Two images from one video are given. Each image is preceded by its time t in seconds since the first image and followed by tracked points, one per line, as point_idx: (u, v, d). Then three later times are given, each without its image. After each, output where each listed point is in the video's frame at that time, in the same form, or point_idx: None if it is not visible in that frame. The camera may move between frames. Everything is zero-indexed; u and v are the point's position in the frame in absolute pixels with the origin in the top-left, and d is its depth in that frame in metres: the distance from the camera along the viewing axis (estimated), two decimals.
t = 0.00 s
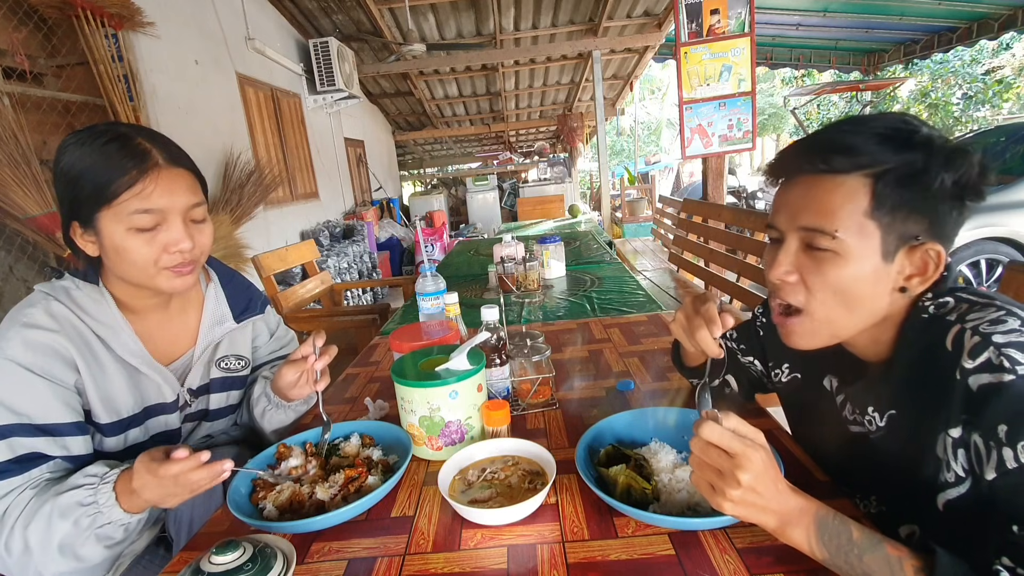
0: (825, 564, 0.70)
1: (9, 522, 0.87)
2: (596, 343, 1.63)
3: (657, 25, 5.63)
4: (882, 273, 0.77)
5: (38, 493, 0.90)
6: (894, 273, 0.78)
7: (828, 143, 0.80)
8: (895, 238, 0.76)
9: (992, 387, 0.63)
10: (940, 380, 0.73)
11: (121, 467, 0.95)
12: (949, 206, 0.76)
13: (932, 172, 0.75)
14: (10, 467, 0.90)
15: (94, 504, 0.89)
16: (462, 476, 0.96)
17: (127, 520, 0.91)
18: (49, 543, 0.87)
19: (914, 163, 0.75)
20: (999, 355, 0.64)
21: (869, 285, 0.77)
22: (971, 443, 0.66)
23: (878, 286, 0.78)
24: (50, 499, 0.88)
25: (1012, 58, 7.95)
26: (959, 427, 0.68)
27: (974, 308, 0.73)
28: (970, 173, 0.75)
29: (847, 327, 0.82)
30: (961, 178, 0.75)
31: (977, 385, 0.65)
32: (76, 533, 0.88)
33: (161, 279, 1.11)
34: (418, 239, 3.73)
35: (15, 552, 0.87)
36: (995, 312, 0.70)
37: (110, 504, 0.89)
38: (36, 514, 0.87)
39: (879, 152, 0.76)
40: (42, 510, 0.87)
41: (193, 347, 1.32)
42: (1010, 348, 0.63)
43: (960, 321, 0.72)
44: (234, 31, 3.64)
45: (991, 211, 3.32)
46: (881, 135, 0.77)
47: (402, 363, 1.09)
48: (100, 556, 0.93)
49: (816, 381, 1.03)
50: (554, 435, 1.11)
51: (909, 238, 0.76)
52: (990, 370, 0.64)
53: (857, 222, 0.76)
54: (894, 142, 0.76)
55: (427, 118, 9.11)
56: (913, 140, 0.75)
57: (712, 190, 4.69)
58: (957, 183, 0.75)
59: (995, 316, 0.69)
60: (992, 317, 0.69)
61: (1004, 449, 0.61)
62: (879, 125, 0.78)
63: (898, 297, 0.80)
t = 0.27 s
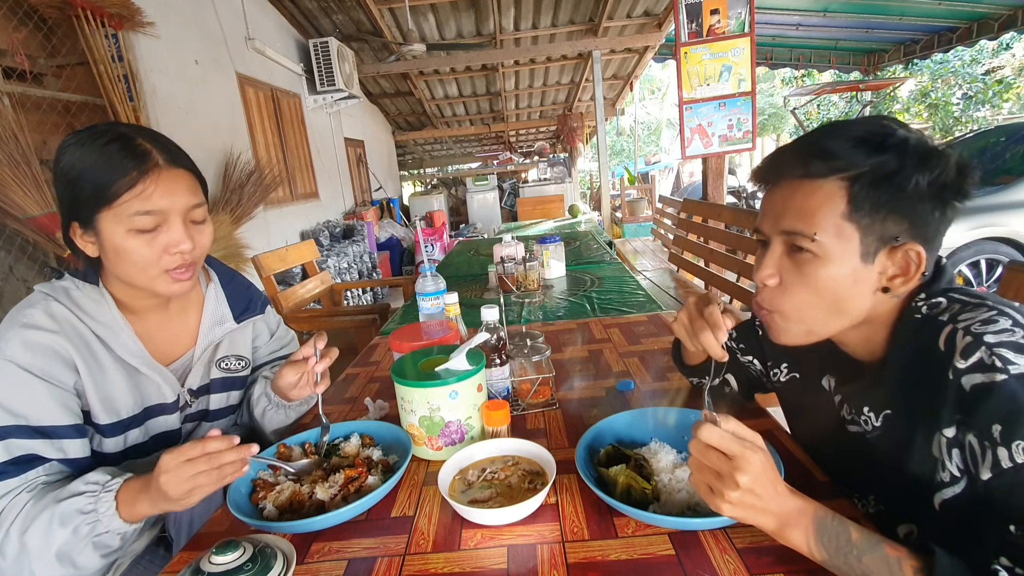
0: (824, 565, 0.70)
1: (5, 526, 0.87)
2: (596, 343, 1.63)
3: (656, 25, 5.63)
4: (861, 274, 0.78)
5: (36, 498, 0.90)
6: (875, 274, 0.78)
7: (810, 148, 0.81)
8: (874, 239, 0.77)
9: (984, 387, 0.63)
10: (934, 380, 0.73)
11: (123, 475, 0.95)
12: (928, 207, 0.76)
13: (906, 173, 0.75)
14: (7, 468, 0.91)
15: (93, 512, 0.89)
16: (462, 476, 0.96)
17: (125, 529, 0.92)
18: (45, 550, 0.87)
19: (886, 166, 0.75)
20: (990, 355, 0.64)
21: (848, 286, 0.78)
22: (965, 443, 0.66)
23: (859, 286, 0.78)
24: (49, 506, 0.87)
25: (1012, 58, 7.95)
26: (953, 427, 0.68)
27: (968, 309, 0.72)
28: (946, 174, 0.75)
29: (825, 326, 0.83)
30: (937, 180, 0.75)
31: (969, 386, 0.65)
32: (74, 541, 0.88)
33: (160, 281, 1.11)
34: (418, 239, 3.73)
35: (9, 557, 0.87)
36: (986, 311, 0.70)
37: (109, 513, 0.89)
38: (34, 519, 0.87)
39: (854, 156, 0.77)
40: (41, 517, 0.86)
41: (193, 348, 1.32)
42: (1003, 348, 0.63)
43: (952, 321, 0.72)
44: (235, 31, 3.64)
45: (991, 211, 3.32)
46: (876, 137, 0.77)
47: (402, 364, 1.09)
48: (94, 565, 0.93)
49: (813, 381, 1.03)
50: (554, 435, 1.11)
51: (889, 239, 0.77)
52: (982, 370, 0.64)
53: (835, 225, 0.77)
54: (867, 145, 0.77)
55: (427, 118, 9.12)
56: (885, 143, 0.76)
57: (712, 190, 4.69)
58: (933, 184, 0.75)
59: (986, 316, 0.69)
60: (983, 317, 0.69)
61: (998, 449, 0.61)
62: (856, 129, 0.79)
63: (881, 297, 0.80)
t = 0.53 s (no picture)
0: (824, 566, 0.70)
1: None
2: (596, 343, 1.63)
3: (656, 25, 5.63)
4: (854, 279, 0.78)
5: (31, 498, 0.90)
6: (871, 278, 0.78)
7: (799, 156, 0.81)
8: (868, 243, 0.76)
9: (982, 387, 0.63)
10: (933, 381, 0.73)
11: (117, 475, 0.95)
12: (919, 209, 0.75)
13: (895, 178, 0.75)
14: (3, 470, 0.91)
15: (89, 511, 0.89)
16: (462, 476, 0.96)
17: (119, 529, 0.92)
18: (41, 549, 0.87)
19: (874, 172, 0.75)
20: (988, 355, 0.64)
21: (842, 291, 0.78)
22: (963, 443, 0.66)
23: (854, 291, 0.78)
24: (44, 506, 0.88)
25: (1012, 58, 7.95)
26: (952, 427, 0.68)
27: (966, 309, 0.72)
28: (937, 175, 0.75)
29: (822, 329, 0.83)
30: (927, 183, 0.75)
31: (968, 385, 0.65)
32: (68, 541, 0.88)
33: (159, 280, 1.11)
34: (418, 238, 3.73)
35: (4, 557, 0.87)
36: (985, 311, 0.70)
37: (105, 512, 0.90)
38: (29, 519, 0.87)
39: (841, 163, 0.77)
40: (36, 517, 0.87)
41: (192, 347, 1.32)
42: (1001, 348, 0.64)
43: (951, 321, 0.71)
44: (235, 31, 3.64)
45: (991, 211, 3.32)
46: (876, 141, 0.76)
47: (402, 363, 1.09)
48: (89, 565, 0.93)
49: (813, 381, 1.03)
50: (554, 435, 1.11)
51: (882, 243, 0.76)
52: (980, 371, 0.64)
53: (826, 230, 0.77)
54: (854, 151, 0.77)
55: (427, 118, 9.12)
56: (873, 149, 0.76)
57: (712, 190, 4.69)
58: (923, 187, 0.75)
59: (985, 316, 0.69)
60: (982, 316, 0.69)
61: (997, 448, 0.61)
62: (842, 135, 0.79)
63: (878, 300, 0.80)
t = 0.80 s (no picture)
0: (823, 567, 0.70)
1: (8, 523, 0.88)
2: (596, 343, 1.63)
3: (656, 25, 5.63)
4: (876, 289, 0.77)
5: (38, 494, 0.91)
6: (893, 286, 0.77)
7: (809, 168, 0.79)
8: (890, 251, 0.75)
9: (1007, 384, 0.63)
10: (954, 378, 0.72)
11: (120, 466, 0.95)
12: (939, 214, 0.75)
13: (914, 186, 0.73)
14: (8, 468, 0.91)
15: (96, 504, 0.89)
16: (462, 476, 0.96)
17: (130, 518, 0.92)
18: (52, 541, 0.88)
19: (893, 181, 0.74)
20: (1017, 352, 0.63)
21: (862, 302, 0.77)
22: (985, 440, 0.65)
23: (875, 300, 0.77)
24: (51, 500, 0.88)
25: (1012, 58, 7.95)
26: (974, 424, 0.67)
27: (995, 306, 0.70)
28: (956, 179, 0.74)
29: (844, 338, 0.83)
30: (947, 187, 0.74)
31: (994, 382, 0.64)
32: (80, 533, 0.89)
33: (158, 277, 1.11)
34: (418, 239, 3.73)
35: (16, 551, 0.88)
36: (1015, 310, 0.68)
37: (113, 503, 0.90)
38: (37, 515, 0.87)
39: (857, 174, 0.75)
40: (43, 511, 0.87)
41: (191, 347, 1.32)
42: None
43: (980, 320, 0.70)
44: (235, 31, 3.64)
45: (991, 210, 3.32)
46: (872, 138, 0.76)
47: (402, 363, 1.09)
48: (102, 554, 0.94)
49: (823, 381, 1.03)
50: (554, 434, 1.11)
51: (904, 250, 0.75)
52: (1007, 367, 0.63)
53: (845, 241, 0.76)
54: (867, 160, 0.75)
55: (427, 118, 9.12)
56: (887, 158, 0.75)
57: (712, 190, 4.69)
58: (943, 193, 0.74)
59: (1016, 314, 0.67)
60: (1013, 314, 0.67)
61: (1016, 446, 0.60)
62: (853, 141, 0.78)
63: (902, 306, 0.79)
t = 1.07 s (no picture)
0: (823, 569, 0.70)
1: (12, 525, 0.88)
2: (596, 343, 1.63)
3: (656, 25, 5.63)
4: (944, 294, 0.73)
5: (39, 496, 0.91)
6: (956, 290, 0.74)
7: (866, 175, 0.73)
8: (959, 255, 0.72)
9: None
10: (980, 377, 0.71)
11: (118, 470, 0.94)
12: (998, 216, 0.73)
13: (984, 189, 0.70)
14: (11, 470, 0.91)
15: (96, 508, 0.89)
16: (462, 476, 0.96)
17: (131, 520, 0.92)
18: (55, 545, 0.88)
19: (971, 183, 0.70)
20: None
21: (932, 309, 0.74)
22: (1004, 438, 0.65)
23: (943, 305, 0.74)
24: (50, 506, 0.88)
25: (1012, 58, 7.95)
26: (995, 422, 0.67)
27: None
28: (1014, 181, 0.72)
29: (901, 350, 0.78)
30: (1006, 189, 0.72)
31: (1018, 380, 0.64)
32: (82, 536, 0.89)
33: (160, 279, 1.12)
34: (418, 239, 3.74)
35: (20, 553, 0.89)
36: None
37: (113, 508, 0.90)
38: (38, 518, 0.87)
39: (929, 179, 0.70)
40: (42, 517, 0.87)
41: (191, 347, 1.32)
42: None
43: (1009, 318, 0.70)
44: (235, 31, 3.64)
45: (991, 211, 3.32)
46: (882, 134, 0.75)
47: (402, 363, 1.09)
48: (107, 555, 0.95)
49: (838, 380, 1.02)
50: (554, 434, 1.11)
51: (967, 252, 0.72)
52: None
53: (919, 248, 0.71)
54: (941, 163, 0.70)
55: (427, 118, 9.11)
56: (959, 160, 0.70)
57: (712, 190, 4.69)
58: (1007, 192, 0.72)
59: None
60: None
61: None
62: (910, 144, 0.72)
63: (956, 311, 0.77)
